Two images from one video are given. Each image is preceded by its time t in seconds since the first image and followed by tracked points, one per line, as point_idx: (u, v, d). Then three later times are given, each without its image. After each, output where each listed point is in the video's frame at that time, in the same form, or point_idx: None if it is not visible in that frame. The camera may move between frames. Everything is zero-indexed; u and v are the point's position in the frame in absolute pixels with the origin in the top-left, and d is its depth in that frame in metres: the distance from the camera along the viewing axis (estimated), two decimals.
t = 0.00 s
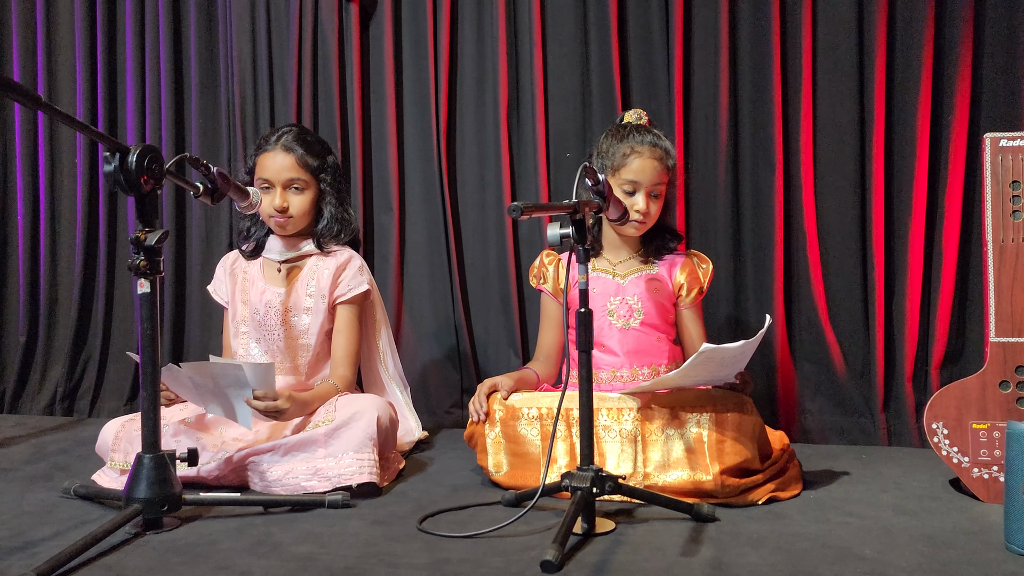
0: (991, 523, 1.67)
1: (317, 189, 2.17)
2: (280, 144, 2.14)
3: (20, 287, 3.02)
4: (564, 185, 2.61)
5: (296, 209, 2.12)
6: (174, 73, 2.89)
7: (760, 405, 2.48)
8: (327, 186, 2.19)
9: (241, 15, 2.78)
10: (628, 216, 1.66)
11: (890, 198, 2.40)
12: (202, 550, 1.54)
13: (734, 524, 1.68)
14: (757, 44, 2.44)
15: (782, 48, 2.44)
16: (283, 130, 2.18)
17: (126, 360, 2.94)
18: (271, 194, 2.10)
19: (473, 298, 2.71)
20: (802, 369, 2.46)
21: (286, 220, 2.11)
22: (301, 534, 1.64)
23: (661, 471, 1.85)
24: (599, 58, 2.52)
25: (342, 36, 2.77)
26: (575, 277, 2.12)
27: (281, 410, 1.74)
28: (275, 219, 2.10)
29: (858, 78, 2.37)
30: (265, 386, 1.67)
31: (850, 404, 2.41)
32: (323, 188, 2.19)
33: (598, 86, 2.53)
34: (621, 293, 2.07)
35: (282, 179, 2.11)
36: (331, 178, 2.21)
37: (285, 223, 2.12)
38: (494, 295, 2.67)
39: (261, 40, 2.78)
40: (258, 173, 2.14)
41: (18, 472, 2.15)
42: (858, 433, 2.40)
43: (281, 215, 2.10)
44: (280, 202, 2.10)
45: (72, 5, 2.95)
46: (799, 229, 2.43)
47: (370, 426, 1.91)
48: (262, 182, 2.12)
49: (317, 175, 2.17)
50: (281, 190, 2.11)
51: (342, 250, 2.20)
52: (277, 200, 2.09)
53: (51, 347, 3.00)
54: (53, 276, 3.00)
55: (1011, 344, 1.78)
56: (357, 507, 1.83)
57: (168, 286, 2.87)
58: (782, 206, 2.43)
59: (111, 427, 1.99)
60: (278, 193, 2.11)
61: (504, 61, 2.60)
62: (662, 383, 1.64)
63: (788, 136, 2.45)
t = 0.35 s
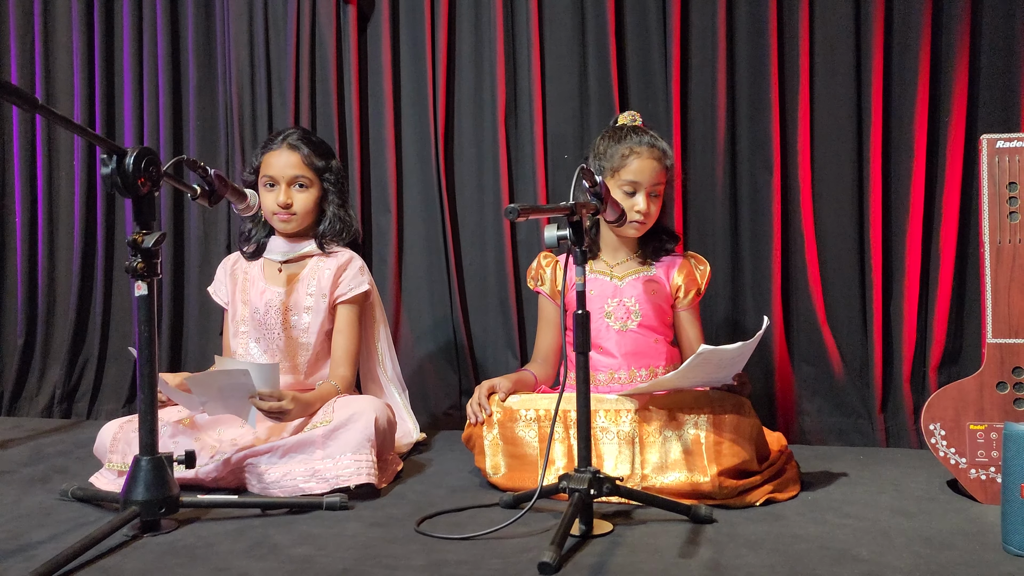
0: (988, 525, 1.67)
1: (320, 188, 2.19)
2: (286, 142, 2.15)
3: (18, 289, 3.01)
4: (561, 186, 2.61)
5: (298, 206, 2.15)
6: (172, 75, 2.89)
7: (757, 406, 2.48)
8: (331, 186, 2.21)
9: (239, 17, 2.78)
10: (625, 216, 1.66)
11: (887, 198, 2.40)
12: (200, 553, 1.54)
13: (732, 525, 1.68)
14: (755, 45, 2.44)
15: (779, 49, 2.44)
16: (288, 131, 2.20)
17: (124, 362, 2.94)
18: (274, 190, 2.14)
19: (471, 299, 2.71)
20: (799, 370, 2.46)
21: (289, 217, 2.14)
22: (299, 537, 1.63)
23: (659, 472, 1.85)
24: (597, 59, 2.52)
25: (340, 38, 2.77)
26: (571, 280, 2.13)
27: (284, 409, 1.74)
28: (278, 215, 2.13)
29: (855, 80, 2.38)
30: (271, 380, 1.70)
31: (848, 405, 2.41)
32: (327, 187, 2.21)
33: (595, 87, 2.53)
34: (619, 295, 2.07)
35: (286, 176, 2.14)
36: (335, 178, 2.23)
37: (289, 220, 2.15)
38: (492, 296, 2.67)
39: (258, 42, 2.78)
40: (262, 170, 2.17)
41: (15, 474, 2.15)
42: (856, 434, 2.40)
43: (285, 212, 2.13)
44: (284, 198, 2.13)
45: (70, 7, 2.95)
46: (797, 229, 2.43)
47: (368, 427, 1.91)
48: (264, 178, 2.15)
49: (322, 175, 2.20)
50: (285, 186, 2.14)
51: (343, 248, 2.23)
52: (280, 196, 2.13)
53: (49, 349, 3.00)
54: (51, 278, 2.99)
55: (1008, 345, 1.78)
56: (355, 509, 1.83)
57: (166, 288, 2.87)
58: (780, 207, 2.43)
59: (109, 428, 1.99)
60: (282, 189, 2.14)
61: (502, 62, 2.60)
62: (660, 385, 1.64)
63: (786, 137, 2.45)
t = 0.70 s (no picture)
0: (988, 525, 1.67)
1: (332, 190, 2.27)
2: (312, 144, 2.21)
3: (17, 292, 3.02)
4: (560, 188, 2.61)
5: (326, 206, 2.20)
6: (171, 78, 2.89)
7: (757, 407, 2.48)
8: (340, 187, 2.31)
9: (237, 20, 2.78)
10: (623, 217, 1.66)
11: (886, 199, 2.40)
12: (198, 555, 1.54)
13: (731, 526, 1.68)
14: (753, 46, 2.44)
15: (777, 50, 2.44)
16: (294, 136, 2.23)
17: (123, 365, 2.94)
18: (307, 190, 2.15)
19: (470, 301, 2.71)
20: (798, 370, 2.46)
21: (321, 217, 2.17)
22: (297, 539, 1.63)
23: (658, 473, 1.84)
24: (595, 61, 2.53)
25: (338, 40, 2.77)
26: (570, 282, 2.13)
27: (293, 409, 1.76)
28: (313, 215, 2.15)
29: (853, 80, 2.38)
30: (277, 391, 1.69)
31: (847, 405, 2.41)
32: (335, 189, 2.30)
33: (594, 89, 2.53)
34: (619, 296, 2.08)
35: (319, 176, 2.18)
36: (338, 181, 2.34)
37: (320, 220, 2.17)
38: (491, 298, 2.67)
39: (257, 45, 2.78)
40: (284, 171, 2.16)
41: (15, 477, 2.15)
42: (855, 435, 2.40)
43: (318, 212, 2.16)
44: (319, 199, 2.16)
45: (69, 10, 2.96)
46: (795, 229, 2.43)
47: (368, 428, 1.91)
48: (296, 179, 2.15)
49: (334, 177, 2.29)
50: (319, 186, 2.18)
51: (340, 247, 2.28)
52: (315, 197, 2.15)
53: (48, 352, 3.00)
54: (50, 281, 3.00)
55: (1006, 345, 1.78)
56: (354, 511, 1.83)
57: (164, 291, 2.87)
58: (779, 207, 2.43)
59: (109, 429, 1.99)
60: (314, 189, 2.17)
61: (501, 64, 2.60)
62: (658, 386, 1.64)
63: (784, 137, 2.45)
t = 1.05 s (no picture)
0: (988, 525, 1.67)
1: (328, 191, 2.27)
2: (307, 146, 2.21)
3: (17, 294, 3.01)
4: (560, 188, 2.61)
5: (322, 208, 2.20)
6: (170, 80, 2.89)
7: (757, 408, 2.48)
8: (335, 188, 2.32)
9: (237, 21, 2.78)
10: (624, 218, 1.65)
11: (886, 199, 2.40)
12: (198, 557, 1.54)
13: (731, 527, 1.68)
14: (752, 46, 2.44)
15: (776, 51, 2.44)
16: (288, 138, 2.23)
17: (123, 366, 2.94)
18: (303, 192, 2.15)
19: (470, 302, 2.71)
20: (798, 371, 2.46)
21: (318, 219, 2.16)
22: (297, 540, 1.63)
23: (658, 474, 1.84)
24: (595, 62, 2.53)
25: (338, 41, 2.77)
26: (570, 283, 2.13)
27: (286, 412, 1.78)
28: (308, 219, 2.14)
29: (853, 81, 2.38)
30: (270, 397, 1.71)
31: (847, 406, 2.41)
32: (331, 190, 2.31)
33: (593, 90, 2.53)
34: (619, 297, 2.08)
35: (316, 176, 2.18)
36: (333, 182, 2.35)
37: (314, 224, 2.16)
38: (491, 299, 2.67)
39: (257, 46, 2.78)
40: (280, 173, 2.15)
41: (14, 478, 2.15)
42: (856, 435, 2.40)
43: (314, 215, 2.15)
44: (315, 202, 2.15)
45: (68, 11, 2.96)
46: (795, 229, 2.43)
47: (367, 430, 1.91)
48: (292, 181, 2.15)
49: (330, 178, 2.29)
50: (315, 186, 2.18)
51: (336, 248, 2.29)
52: (312, 199, 2.15)
53: (48, 353, 3.00)
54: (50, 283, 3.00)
55: (1006, 345, 1.78)
56: (354, 512, 1.82)
57: (164, 292, 2.87)
58: (778, 208, 2.43)
59: (109, 427, 1.99)
60: (311, 190, 2.17)
61: (500, 65, 2.60)
62: (658, 387, 1.64)
63: (784, 137, 2.45)
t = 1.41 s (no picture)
0: (988, 525, 1.67)
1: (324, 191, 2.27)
2: (302, 147, 2.21)
3: (17, 295, 3.01)
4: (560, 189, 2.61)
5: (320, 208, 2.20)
6: (169, 80, 2.89)
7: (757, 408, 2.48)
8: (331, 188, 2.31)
9: (236, 22, 2.78)
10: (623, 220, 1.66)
11: (885, 199, 2.40)
12: (199, 558, 1.54)
13: (731, 527, 1.68)
14: (751, 46, 2.44)
15: (776, 51, 2.44)
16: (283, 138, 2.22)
17: (123, 368, 2.94)
18: (302, 194, 2.15)
19: (470, 303, 2.71)
20: (798, 370, 2.46)
21: (314, 221, 2.15)
22: (298, 541, 1.63)
23: (658, 474, 1.84)
24: (594, 63, 2.53)
25: (337, 42, 2.77)
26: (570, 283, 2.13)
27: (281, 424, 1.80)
28: (305, 220, 2.13)
29: (852, 81, 2.38)
30: (263, 410, 1.70)
31: (847, 406, 2.41)
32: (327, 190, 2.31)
33: (593, 90, 2.53)
34: (619, 297, 2.08)
35: (313, 177, 2.18)
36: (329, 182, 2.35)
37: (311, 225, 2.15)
38: (491, 299, 2.67)
39: (256, 47, 2.78)
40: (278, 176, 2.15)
41: (15, 480, 2.15)
42: (856, 435, 2.40)
43: (311, 216, 2.14)
44: (312, 203, 2.15)
45: (68, 13, 2.95)
46: (794, 229, 2.43)
47: (368, 431, 1.92)
48: (291, 183, 2.14)
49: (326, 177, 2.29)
50: (312, 188, 2.18)
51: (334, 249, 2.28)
52: (310, 202, 2.14)
53: (48, 355, 3.00)
54: (50, 284, 3.00)
55: (1006, 345, 1.79)
56: (354, 513, 1.82)
57: (164, 294, 2.87)
58: (778, 208, 2.43)
59: (108, 431, 1.99)
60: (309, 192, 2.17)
61: (499, 66, 2.60)
62: (658, 387, 1.64)
63: (783, 137, 2.45)
